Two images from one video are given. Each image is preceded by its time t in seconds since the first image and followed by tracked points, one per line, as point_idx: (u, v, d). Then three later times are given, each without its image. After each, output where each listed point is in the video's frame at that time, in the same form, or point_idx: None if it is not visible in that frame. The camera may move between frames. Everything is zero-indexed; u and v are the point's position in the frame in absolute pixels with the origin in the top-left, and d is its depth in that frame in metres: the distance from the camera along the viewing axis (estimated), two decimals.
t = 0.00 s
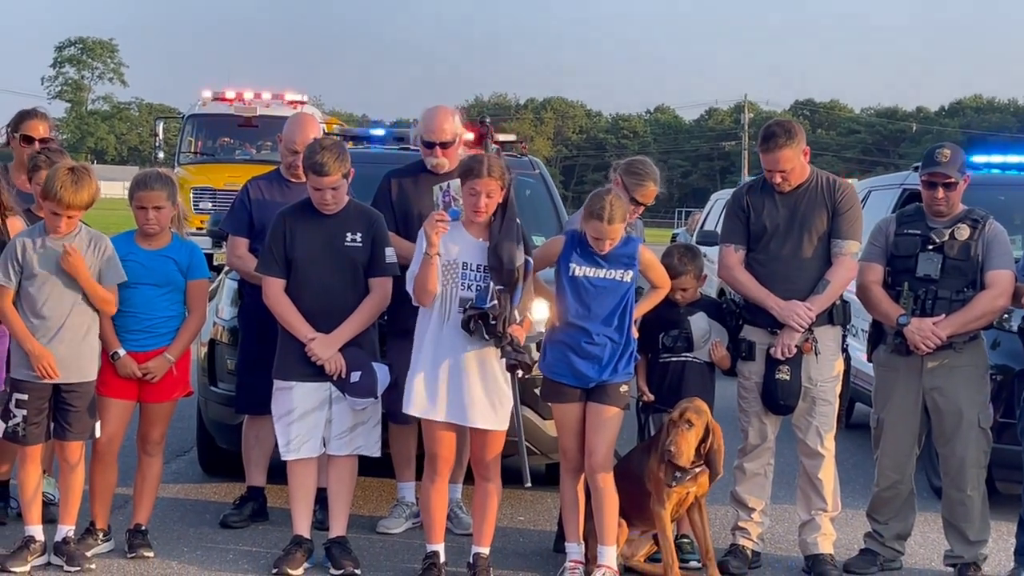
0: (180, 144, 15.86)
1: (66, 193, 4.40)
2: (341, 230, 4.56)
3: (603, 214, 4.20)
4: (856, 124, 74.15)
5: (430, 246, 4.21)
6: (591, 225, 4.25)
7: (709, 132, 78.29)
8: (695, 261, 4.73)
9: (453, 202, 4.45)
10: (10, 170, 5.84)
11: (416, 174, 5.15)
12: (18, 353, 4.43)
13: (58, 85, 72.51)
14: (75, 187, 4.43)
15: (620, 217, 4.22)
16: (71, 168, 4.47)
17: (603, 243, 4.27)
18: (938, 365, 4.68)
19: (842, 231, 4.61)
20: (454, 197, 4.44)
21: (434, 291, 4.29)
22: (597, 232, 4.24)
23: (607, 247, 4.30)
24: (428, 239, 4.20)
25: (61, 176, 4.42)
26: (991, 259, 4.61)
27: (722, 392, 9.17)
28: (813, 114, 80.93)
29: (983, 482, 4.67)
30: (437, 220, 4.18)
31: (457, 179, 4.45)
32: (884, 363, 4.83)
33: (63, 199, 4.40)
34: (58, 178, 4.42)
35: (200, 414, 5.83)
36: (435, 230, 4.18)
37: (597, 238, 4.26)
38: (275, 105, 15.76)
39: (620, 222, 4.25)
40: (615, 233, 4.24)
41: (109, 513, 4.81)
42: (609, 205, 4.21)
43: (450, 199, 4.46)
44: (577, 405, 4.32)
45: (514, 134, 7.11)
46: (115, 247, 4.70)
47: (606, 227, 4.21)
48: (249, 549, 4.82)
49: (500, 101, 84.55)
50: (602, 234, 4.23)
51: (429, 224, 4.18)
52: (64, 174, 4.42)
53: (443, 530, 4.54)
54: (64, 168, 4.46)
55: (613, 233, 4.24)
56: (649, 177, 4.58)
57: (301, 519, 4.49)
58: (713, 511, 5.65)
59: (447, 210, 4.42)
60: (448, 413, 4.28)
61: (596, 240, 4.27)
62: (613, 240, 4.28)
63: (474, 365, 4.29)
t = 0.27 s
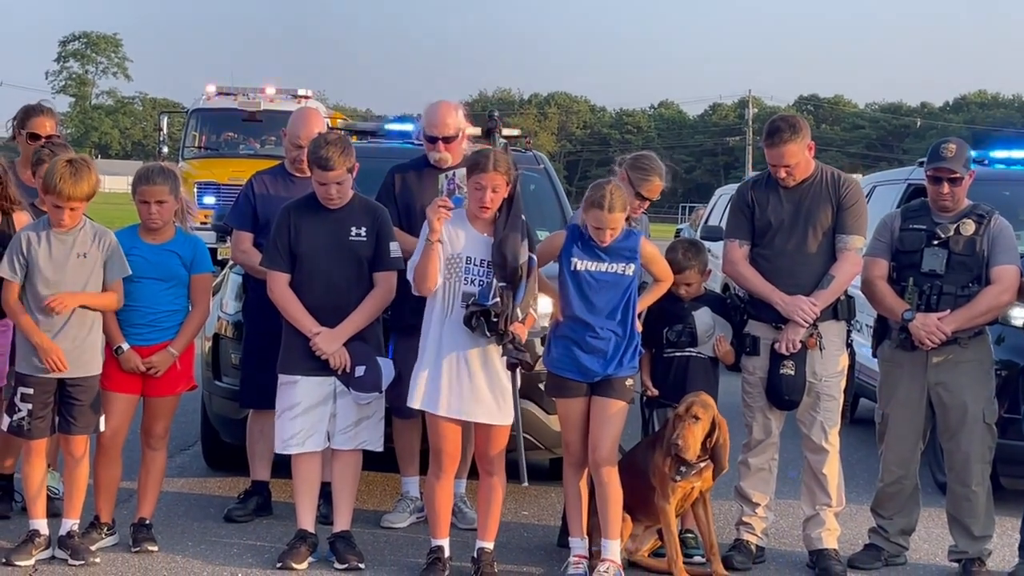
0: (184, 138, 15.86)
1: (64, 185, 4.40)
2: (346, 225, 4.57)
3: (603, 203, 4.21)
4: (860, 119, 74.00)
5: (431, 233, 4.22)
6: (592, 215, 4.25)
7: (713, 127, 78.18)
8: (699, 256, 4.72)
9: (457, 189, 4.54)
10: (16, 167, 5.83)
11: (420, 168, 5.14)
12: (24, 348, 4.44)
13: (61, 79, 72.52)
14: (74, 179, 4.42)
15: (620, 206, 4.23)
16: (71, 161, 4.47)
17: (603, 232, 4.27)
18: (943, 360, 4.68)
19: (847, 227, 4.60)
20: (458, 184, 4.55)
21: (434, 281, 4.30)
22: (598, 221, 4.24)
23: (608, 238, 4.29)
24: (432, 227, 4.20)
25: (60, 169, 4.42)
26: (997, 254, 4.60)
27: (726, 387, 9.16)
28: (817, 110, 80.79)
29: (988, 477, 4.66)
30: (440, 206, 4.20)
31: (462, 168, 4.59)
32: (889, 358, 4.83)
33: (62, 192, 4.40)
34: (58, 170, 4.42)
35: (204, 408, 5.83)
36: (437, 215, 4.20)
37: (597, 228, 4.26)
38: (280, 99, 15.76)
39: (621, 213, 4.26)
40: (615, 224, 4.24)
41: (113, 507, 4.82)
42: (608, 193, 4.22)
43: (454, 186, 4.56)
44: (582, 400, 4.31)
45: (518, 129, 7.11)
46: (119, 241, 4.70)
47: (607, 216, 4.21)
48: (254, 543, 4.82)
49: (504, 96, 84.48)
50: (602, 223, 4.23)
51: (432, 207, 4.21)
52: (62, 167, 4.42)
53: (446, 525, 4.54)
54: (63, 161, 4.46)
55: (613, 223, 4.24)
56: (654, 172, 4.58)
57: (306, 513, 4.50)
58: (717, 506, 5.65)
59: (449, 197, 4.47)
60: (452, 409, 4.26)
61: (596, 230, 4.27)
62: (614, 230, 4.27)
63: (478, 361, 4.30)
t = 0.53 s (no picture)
0: (188, 135, 15.86)
1: (63, 180, 4.39)
2: (349, 222, 4.57)
3: (609, 194, 4.21)
4: (864, 116, 73.88)
5: (436, 239, 4.22)
6: (598, 207, 4.25)
7: (716, 123, 78.09)
8: (703, 253, 4.69)
9: (461, 196, 4.34)
10: (21, 163, 5.84)
11: (423, 165, 5.14)
12: (29, 345, 4.45)
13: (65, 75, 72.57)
14: (73, 174, 4.42)
15: (625, 198, 4.23)
16: (70, 155, 4.47)
17: (609, 225, 4.26)
18: (946, 358, 4.67)
19: (851, 224, 4.59)
20: (463, 191, 4.33)
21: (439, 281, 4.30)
22: (603, 214, 4.24)
23: (614, 230, 4.28)
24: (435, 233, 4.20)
25: (59, 165, 4.42)
26: (1001, 251, 4.59)
27: (730, 383, 9.15)
28: (821, 106, 80.67)
29: (992, 475, 4.66)
30: (442, 215, 4.19)
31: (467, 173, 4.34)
32: (892, 356, 4.82)
33: (62, 186, 4.40)
34: (57, 166, 4.42)
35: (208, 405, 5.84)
36: (441, 225, 4.18)
37: (603, 220, 4.25)
38: (283, 95, 15.76)
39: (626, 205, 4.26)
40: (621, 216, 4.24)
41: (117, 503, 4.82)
42: (614, 184, 4.23)
43: (458, 193, 4.35)
44: (590, 397, 4.31)
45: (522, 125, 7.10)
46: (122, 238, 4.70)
47: (613, 207, 4.22)
48: (257, 540, 4.83)
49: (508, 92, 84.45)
50: (608, 215, 4.23)
51: (437, 218, 4.19)
52: (61, 162, 4.42)
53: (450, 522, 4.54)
54: (62, 155, 4.46)
55: (619, 214, 4.24)
56: (658, 170, 4.57)
57: (309, 510, 4.51)
58: (721, 503, 5.65)
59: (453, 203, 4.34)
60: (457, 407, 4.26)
61: (602, 222, 4.26)
62: (620, 223, 4.27)
63: (481, 358, 4.30)
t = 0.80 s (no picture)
0: (190, 133, 15.87)
1: (62, 178, 4.40)
2: (351, 221, 4.57)
3: (621, 192, 4.21)
4: (867, 115, 73.81)
5: (435, 241, 4.22)
6: (610, 205, 4.25)
7: (719, 122, 78.04)
8: (705, 253, 4.68)
9: (459, 199, 4.41)
10: (24, 161, 5.85)
11: (424, 165, 5.14)
12: (30, 344, 4.46)
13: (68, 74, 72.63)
14: (72, 172, 4.43)
15: (638, 196, 4.23)
16: (69, 154, 4.47)
17: (622, 224, 4.25)
18: (948, 358, 4.67)
19: (853, 224, 4.59)
20: (460, 194, 4.41)
21: (439, 280, 4.30)
22: (616, 212, 4.24)
23: (627, 229, 4.28)
24: (435, 236, 4.20)
25: (58, 163, 4.42)
26: (1003, 251, 4.59)
27: (732, 383, 9.15)
28: (823, 105, 80.62)
29: (993, 475, 4.66)
30: (442, 218, 4.17)
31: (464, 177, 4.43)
32: (894, 355, 4.82)
33: (61, 184, 4.40)
34: (55, 165, 4.42)
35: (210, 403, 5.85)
36: (441, 228, 4.18)
37: (616, 219, 4.25)
38: (285, 94, 15.77)
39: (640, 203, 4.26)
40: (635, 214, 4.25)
41: (119, 502, 4.83)
42: (626, 182, 4.24)
43: (456, 196, 4.42)
44: (600, 395, 4.32)
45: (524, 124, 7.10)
46: (124, 237, 4.71)
47: (626, 206, 4.21)
48: (259, 538, 4.84)
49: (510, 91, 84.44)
50: (621, 213, 4.23)
51: (437, 221, 4.18)
52: (60, 160, 4.42)
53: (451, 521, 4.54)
54: (61, 154, 4.46)
55: (631, 212, 4.23)
56: (660, 169, 4.58)
57: (311, 508, 4.51)
58: (722, 503, 5.65)
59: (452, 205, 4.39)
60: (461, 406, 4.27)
61: (615, 221, 4.26)
62: (633, 222, 4.26)
63: (480, 358, 4.30)
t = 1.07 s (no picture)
0: (192, 134, 15.88)
1: (64, 179, 4.41)
2: (353, 222, 4.57)
3: (632, 198, 4.22)
4: (869, 115, 73.77)
5: (432, 241, 4.23)
6: (621, 211, 4.26)
7: (721, 123, 78.02)
8: (706, 254, 4.69)
9: (457, 198, 4.40)
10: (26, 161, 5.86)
11: (426, 165, 5.15)
12: (31, 344, 4.46)
13: (70, 74, 72.68)
14: (74, 173, 4.43)
15: (649, 203, 4.24)
16: (71, 155, 4.48)
17: (632, 230, 4.26)
18: (949, 359, 4.67)
19: (854, 225, 4.59)
20: (459, 193, 4.40)
21: (436, 281, 4.30)
22: (626, 218, 4.25)
23: (636, 236, 4.28)
24: (433, 233, 4.21)
25: (60, 164, 4.43)
26: (1004, 252, 4.60)
27: (733, 384, 9.16)
28: (825, 106, 80.59)
29: (994, 476, 4.65)
30: (440, 216, 4.19)
31: (463, 177, 4.42)
32: (896, 357, 4.82)
33: (63, 185, 4.41)
34: (57, 165, 4.43)
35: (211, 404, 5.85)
36: (438, 226, 4.19)
37: (625, 225, 4.26)
38: (287, 94, 15.78)
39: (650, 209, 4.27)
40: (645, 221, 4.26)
41: (120, 503, 4.83)
42: (637, 189, 4.25)
43: (455, 195, 4.41)
44: (607, 400, 4.31)
45: (525, 125, 7.11)
46: (126, 237, 4.71)
47: (636, 212, 4.22)
48: (260, 539, 4.84)
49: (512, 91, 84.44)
50: (630, 219, 4.24)
51: (433, 218, 4.20)
52: (62, 161, 4.43)
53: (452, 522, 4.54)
54: (63, 155, 4.47)
55: (642, 219, 4.24)
56: (661, 170, 4.57)
57: (312, 509, 4.52)
58: (723, 504, 5.65)
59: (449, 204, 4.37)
60: (463, 407, 4.28)
61: (624, 227, 4.27)
62: (643, 229, 4.27)
63: (480, 359, 4.29)
